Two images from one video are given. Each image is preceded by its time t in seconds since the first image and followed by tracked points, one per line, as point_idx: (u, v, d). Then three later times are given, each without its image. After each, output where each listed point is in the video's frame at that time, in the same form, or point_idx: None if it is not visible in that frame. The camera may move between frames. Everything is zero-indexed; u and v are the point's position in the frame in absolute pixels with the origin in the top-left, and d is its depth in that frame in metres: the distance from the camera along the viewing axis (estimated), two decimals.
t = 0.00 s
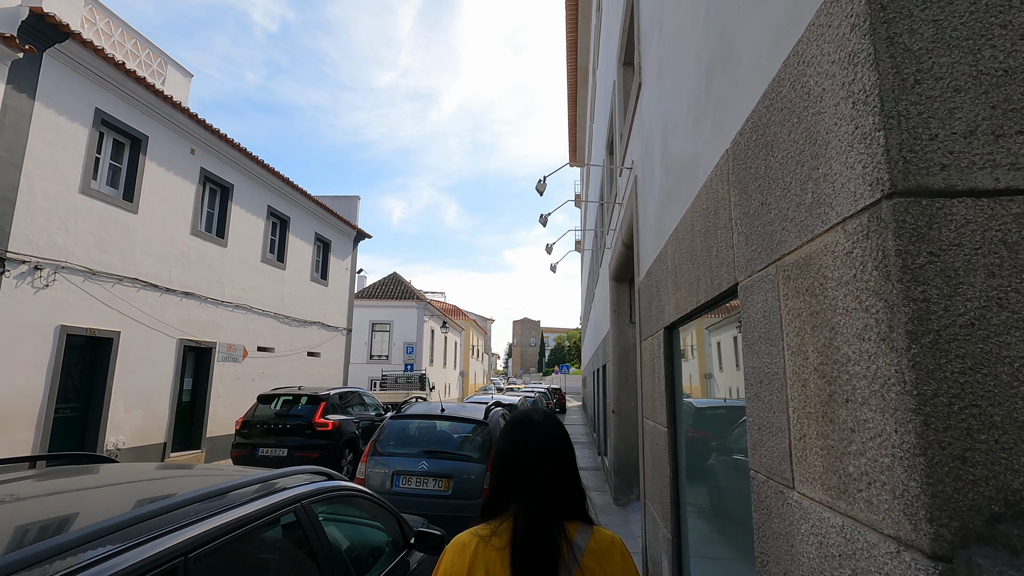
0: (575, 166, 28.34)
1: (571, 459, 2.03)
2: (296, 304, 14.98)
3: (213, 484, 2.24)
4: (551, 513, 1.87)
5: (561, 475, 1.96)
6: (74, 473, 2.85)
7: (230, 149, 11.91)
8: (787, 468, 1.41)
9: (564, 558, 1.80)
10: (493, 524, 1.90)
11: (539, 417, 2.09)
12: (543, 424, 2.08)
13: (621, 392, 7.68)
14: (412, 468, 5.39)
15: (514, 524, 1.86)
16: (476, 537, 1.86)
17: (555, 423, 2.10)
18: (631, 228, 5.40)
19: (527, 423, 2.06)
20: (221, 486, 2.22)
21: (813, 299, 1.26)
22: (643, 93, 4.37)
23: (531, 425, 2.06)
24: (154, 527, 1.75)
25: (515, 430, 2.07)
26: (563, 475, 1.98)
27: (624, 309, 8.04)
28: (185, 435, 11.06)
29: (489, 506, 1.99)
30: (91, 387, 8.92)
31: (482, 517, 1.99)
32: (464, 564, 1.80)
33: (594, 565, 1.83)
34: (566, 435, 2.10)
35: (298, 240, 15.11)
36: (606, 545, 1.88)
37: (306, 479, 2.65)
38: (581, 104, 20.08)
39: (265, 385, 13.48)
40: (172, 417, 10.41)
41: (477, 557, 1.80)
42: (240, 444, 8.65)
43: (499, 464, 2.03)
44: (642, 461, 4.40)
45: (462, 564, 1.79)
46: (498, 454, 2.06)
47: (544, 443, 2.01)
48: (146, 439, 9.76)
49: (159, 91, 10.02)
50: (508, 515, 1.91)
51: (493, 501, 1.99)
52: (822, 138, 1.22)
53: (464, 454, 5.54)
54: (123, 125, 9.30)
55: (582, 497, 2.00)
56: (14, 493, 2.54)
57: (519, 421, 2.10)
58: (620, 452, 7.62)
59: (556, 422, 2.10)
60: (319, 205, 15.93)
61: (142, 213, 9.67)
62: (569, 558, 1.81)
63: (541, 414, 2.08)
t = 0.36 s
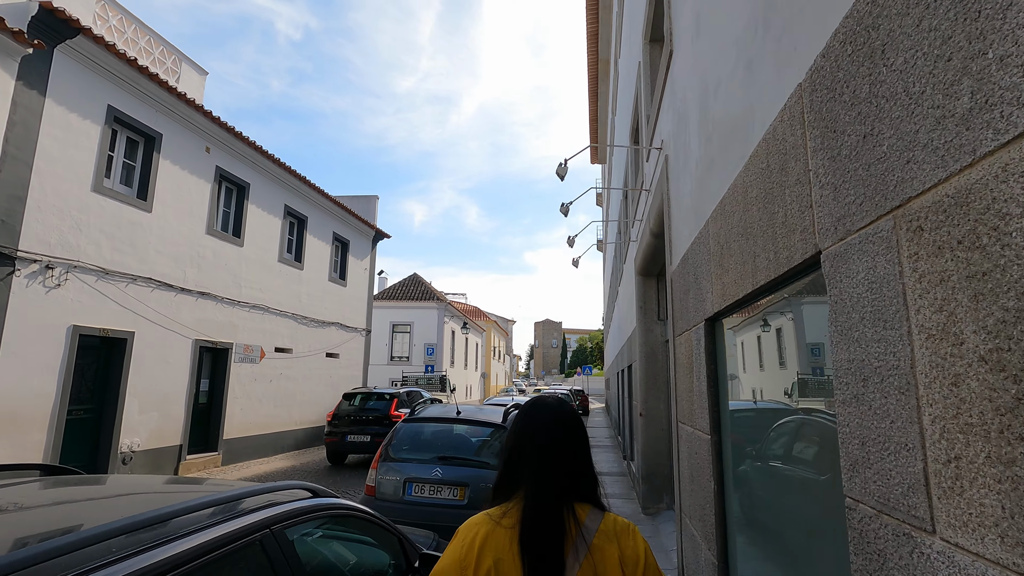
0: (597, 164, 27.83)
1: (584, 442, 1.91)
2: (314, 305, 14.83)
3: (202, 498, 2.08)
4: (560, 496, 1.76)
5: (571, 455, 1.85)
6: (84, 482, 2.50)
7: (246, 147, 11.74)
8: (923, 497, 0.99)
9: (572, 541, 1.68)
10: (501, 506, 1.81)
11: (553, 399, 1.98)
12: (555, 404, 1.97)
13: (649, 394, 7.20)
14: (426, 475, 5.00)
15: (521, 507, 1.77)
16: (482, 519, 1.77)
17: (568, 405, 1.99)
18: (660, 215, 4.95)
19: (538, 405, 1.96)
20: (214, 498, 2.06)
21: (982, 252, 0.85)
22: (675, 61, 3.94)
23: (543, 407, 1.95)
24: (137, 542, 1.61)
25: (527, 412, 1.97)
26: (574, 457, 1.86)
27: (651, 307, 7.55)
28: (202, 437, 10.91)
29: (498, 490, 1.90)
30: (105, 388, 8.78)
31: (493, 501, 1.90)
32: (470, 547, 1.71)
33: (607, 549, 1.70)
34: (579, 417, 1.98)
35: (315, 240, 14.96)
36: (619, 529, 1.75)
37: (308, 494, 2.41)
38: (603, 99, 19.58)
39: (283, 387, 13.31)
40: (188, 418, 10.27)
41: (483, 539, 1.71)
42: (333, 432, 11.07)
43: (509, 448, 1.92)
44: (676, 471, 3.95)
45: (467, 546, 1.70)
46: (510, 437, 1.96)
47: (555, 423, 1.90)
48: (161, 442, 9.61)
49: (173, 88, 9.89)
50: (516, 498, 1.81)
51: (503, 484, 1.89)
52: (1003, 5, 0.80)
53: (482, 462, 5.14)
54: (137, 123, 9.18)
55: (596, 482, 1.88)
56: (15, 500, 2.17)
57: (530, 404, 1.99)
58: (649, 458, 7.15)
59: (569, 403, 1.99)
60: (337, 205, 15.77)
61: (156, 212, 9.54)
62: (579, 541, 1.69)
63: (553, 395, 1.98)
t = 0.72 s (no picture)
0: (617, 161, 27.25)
1: (661, 453, 2.05)
2: (331, 306, 14.62)
3: (179, 528, 1.76)
4: (641, 506, 1.91)
5: (652, 468, 1.99)
6: (85, 504, 2.17)
7: (261, 145, 11.55)
8: None
9: (655, 552, 1.83)
10: (583, 512, 1.96)
11: (631, 409, 2.12)
12: (634, 416, 2.11)
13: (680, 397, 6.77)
14: (442, 486, 4.64)
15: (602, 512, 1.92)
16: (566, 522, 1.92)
17: (646, 417, 2.13)
18: (698, 200, 4.51)
19: (617, 415, 2.10)
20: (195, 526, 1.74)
21: None
22: (719, 24, 3.52)
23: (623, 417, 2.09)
24: None
25: (605, 421, 2.12)
26: (653, 468, 2.01)
27: (682, 304, 7.09)
28: (219, 440, 10.73)
29: (577, 495, 2.05)
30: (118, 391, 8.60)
31: (572, 504, 2.06)
32: (554, 551, 1.86)
33: (685, 560, 1.85)
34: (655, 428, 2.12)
35: (332, 239, 14.77)
36: (697, 543, 1.89)
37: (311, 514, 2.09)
38: (624, 93, 19.03)
39: (301, 389, 13.11)
40: (204, 421, 10.09)
41: (567, 544, 1.86)
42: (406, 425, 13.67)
43: (590, 453, 2.08)
44: (722, 485, 3.53)
45: (551, 548, 1.85)
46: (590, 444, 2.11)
47: (634, 434, 2.05)
48: (176, 445, 9.44)
49: (187, 85, 9.72)
50: (598, 503, 1.97)
51: (582, 488, 2.05)
52: None
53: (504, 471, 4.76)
54: (150, 120, 9.01)
55: (672, 492, 2.03)
56: None
57: (609, 413, 2.14)
58: (681, 466, 6.70)
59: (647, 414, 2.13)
60: (354, 204, 15.55)
61: (170, 211, 9.37)
62: (661, 551, 1.84)
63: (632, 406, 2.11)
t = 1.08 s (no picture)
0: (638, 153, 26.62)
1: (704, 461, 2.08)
2: (348, 302, 14.41)
3: (143, 572, 1.61)
4: (690, 516, 1.96)
5: (697, 478, 2.04)
6: (85, 530, 2.01)
7: (275, 139, 11.33)
8: None
9: (708, 561, 1.88)
10: (631, 525, 2.00)
11: (668, 420, 2.15)
12: (673, 425, 2.14)
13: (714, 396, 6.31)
14: (457, 492, 4.29)
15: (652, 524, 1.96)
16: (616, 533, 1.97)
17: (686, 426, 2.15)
18: (737, 178, 4.06)
19: (655, 426, 2.14)
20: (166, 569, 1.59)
21: None
22: None
23: (661, 429, 2.12)
24: None
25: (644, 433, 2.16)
26: (697, 477, 2.05)
27: (713, 296, 6.63)
28: (234, 439, 10.58)
29: (623, 506, 2.10)
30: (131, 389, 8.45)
31: (617, 516, 2.11)
32: (606, 562, 1.91)
33: (739, 566, 1.92)
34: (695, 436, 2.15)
35: (348, 235, 14.54)
36: (748, 549, 1.95)
37: (294, 551, 2.01)
38: (645, 81, 18.44)
39: (317, 387, 12.92)
40: (219, 420, 9.93)
41: (619, 558, 1.91)
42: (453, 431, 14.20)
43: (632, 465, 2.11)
44: (771, 497, 3.12)
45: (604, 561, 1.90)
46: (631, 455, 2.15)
47: (676, 445, 2.08)
48: (191, 444, 9.27)
49: (197, 77, 9.53)
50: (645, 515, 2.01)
51: (628, 499, 2.10)
52: None
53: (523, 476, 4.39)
54: (160, 113, 8.83)
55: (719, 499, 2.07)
56: None
57: (647, 424, 2.17)
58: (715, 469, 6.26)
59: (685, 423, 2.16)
60: (370, 198, 15.31)
61: (182, 206, 9.19)
62: (714, 560, 1.90)
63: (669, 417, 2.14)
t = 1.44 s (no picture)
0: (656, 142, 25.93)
1: (706, 464, 2.01)
2: (361, 297, 14.19)
3: None
4: (688, 517, 1.90)
5: (698, 478, 1.97)
6: None
7: (283, 131, 11.09)
8: None
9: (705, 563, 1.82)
10: (630, 525, 1.95)
11: (671, 423, 2.09)
12: (675, 428, 2.07)
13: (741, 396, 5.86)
14: (460, 505, 3.96)
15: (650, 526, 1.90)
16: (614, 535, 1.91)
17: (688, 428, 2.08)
18: (769, 156, 3.62)
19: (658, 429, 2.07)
20: None
21: None
22: None
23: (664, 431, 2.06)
24: None
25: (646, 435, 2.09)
26: (699, 479, 1.98)
27: (739, 287, 6.18)
28: (245, 436, 10.43)
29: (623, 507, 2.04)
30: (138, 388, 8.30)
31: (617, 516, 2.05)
32: (603, 562, 1.86)
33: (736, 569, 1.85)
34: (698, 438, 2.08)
35: (360, 228, 14.30)
36: (748, 552, 1.88)
37: None
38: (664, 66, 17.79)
39: (330, 383, 12.74)
40: (229, 417, 9.77)
41: (617, 556, 1.86)
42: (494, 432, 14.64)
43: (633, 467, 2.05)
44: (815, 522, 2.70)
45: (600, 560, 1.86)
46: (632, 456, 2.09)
47: (678, 449, 2.01)
48: (200, 442, 9.12)
49: (202, 68, 9.31)
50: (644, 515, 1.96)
51: (628, 500, 2.04)
52: None
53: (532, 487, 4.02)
54: (163, 104, 8.62)
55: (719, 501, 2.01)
56: None
57: (649, 426, 2.11)
58: (742, 476, 5.85)
59: (688, 425, 2.09)
60: (382, 191, 15.05)
61: (186, 200, 8.99)
62: (711, 562, 1.83)
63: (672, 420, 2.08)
